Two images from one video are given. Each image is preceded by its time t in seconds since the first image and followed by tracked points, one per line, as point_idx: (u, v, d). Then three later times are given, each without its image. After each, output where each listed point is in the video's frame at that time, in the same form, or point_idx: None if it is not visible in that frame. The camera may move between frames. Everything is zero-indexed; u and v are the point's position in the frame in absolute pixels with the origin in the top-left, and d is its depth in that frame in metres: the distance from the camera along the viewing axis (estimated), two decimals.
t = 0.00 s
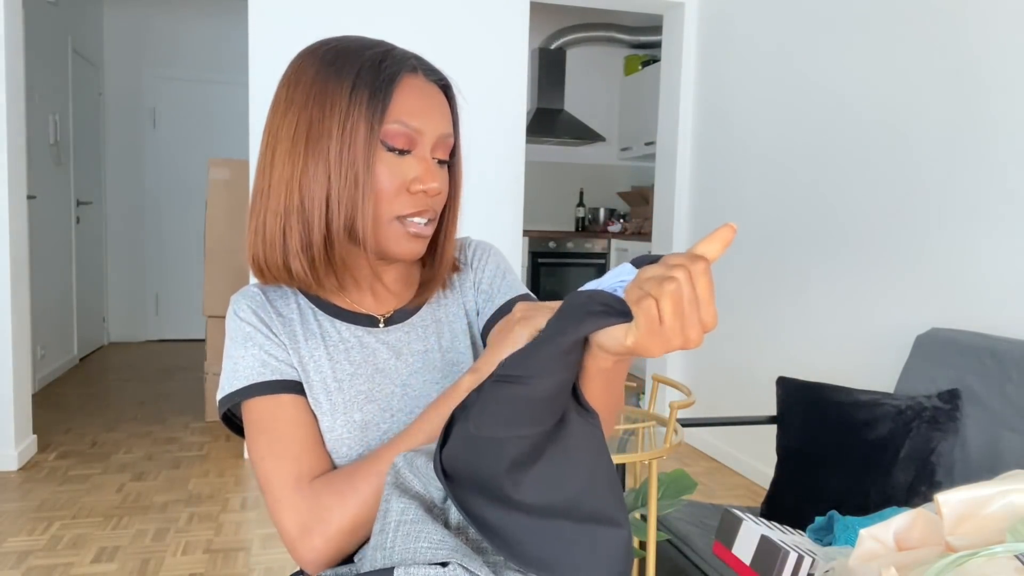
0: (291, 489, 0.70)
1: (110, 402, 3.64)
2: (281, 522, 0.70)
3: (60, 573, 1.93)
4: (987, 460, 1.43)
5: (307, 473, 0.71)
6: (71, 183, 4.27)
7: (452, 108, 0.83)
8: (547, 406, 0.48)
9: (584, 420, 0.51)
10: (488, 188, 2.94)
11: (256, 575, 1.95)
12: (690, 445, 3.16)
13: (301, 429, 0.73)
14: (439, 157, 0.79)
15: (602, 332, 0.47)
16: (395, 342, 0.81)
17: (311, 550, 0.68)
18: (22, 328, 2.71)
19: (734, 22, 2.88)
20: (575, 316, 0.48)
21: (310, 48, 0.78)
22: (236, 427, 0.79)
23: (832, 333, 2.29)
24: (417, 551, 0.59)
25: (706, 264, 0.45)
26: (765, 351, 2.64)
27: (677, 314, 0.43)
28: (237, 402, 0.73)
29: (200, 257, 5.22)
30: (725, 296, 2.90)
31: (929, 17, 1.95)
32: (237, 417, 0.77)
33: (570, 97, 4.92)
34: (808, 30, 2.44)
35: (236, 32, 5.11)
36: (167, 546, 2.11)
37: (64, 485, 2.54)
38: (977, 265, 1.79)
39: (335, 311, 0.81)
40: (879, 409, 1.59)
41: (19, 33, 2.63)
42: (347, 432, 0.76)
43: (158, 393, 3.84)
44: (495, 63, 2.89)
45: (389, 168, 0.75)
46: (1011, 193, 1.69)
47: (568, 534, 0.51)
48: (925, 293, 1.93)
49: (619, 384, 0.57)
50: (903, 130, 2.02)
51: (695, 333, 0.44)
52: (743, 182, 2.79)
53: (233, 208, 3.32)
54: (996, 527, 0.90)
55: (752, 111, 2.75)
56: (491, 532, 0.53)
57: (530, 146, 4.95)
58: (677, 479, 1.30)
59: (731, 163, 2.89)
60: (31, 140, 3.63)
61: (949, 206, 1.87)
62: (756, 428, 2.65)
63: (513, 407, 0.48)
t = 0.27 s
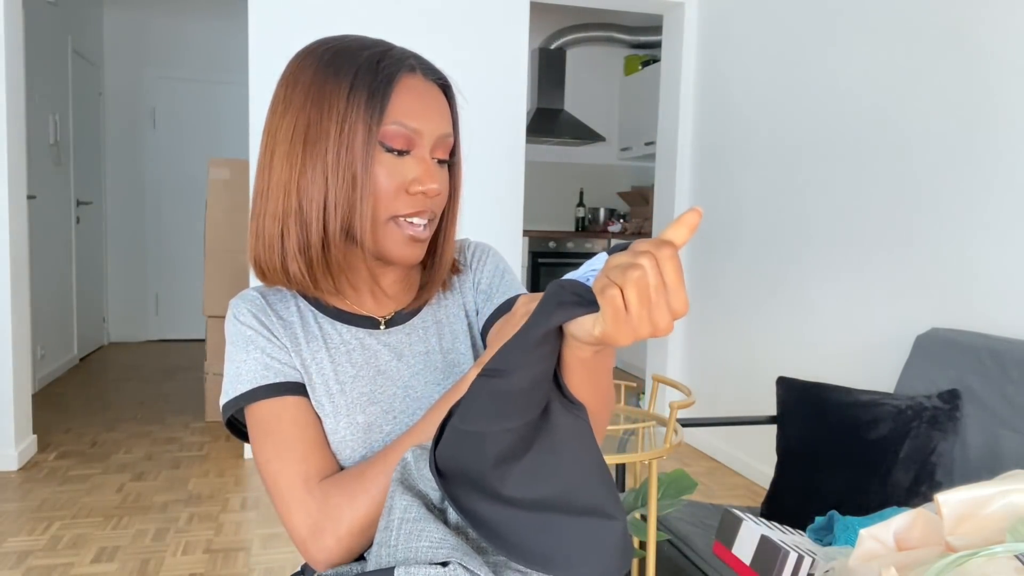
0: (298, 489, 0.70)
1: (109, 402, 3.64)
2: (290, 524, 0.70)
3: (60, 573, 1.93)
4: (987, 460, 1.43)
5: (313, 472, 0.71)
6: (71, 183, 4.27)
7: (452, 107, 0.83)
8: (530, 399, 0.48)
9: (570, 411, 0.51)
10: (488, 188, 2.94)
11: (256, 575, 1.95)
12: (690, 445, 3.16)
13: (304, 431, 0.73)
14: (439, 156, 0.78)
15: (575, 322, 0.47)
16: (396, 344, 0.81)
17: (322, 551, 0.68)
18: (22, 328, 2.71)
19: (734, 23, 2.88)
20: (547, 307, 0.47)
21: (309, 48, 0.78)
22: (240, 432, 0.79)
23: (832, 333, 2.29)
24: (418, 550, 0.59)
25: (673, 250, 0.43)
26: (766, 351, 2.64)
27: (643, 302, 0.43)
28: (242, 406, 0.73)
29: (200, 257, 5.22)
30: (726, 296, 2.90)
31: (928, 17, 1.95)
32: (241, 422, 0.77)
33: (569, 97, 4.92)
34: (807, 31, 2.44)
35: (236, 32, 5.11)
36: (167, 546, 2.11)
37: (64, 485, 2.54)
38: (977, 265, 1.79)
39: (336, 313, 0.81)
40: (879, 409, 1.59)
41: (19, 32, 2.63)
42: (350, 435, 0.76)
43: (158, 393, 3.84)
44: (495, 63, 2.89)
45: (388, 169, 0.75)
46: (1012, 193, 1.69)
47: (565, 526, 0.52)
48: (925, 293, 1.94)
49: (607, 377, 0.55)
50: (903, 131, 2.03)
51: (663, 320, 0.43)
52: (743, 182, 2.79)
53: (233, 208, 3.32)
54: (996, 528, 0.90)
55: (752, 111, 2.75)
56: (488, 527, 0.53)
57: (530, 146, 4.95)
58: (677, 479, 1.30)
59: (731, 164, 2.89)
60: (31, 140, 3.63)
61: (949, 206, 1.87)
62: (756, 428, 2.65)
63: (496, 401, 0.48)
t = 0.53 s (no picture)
0: (300, 491, 0.70)
1: (109, 402, 3.64)
2: (293, 526, 0.70)
3: (60, 573, 1.93)
4: (987, 460, 1.43)
5: (314, 474, 0.71)
6: (71, 183, 4.27)
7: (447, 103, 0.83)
8: (522, 392, 0.49)
9: (561, 407, 0.51)
10: (488, 188, 2.94)
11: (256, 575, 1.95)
12: (690, 445, 3.16)
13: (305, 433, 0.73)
14: (434, 153, 0.78)
15: (562, 314, 0.47)
16: (395, 345, 0.81)
17: (325, 552, 0.68)
18: (22, 328, 2.71)
19: (734, 23, 2.88)
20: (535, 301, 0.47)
21: (304, 47, 0.78)
22: (241, 436, 0.79)
23: (832, 333, 2.29)
24: (417, 550, 0.59)
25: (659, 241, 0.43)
26: (766, 351, 2.64)
27: (628, 291, 0.43)
28: (242, 410, 0.73)
29: (200, 257, 5.22)
30: (726, 295, 2.90)
31: (928, 17, 1.95)
32: (241, 426, 0.77)
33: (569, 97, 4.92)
34: (807, 30, 2.44)
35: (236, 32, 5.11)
36: (167, 546, 2.11)
37: (64, 485, 2.54)
38: (977, 265, 1.79)
39: (334, 315, 0.81)
40: (879, 409, 1.59)
41: (19, 32, 2.63)
42: (350, 436, 0.76)
43: (158, 393, 3.84)
44: (495, 63, 2.89)
45: (383, 165, 0.75)
46: (1012, 194, 1.69)
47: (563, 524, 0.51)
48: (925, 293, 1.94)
49: (600, 371, 0.55)
50: (903, 131, 2.02)
51: (650, 312, 0.43)
52: (743, 182, 2.79)
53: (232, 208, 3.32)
54: (996, 528, 0.90)
55: (752, 111, 2.75)
56: (484, 526, 0.53)
57: (530, 146, 4.95)
58: (677, 478, 1.30)
59: (731, 164, 2.89)
60: (31, 140, 3.63)
61: (949, 206, 1.87)
62: (756, 428, 2.65)
63: (487, 395, 0.48)
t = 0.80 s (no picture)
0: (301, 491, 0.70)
1: (109, 402, 3.64)
2: (294, 525, 0.70)
3: (61, 573, 1.93)
4: (987, 460, 1.43)
5: (313, 474, 0.71)
6: (71, 183, 4.27)
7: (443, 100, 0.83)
8: (516, 387, 0.49)
9: (555, 403, 0.51)
10: (488, 188, 2.94)
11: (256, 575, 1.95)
12: (690, 445, 3.16)
13: (304, 433, 0.73)
14: (431, 149, 0.78)
15: (553, 308, 0.47)
16: (394, 345, 0.81)
17: (326, 552, 0.68)
18: (22, 328, 2.71)
19: (734, 23, 2.88)
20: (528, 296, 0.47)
21: (300, 47, 0.79)
22: (242, 437, 0.79)
23: (832, 333, 2.29)
24: (417, 550, 0.59)
25: (648, 234, 0.43)
26: (766, 351, 2.64)
27: (618, 285, 0.43)
28: (242, 411, 0.73)
29: (200, 256, 5.22)
30: (726, 295, 2.90)
31: (928, 17, 1.95)
32: (242, 427, 0.77)
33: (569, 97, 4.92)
34: (807, 30, 2.45)
35: (236, 32, 5.11)
36: (167, 546, 2.11)
37: (64, 485, 2.54)
38: (977, 265, 1.79)
39: (333, 316, 0.81)
40: (879, 409, 1.59)
41: (19, 33, 2.63)
42: (350, 436, 0.76)
43: (159, 393, 3.84)
44: (495, 63, 2.89)
45: (379, 161, 0.75)
46: (1012, 194, 1.69)
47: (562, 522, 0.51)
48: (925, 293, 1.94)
49: (595, 367, 0.55)
50: (903, 131, 2.03)
51: (639, 305, 0.43)
52: (743, 182, 2.79)
53: (232, 208, 3.32)
54: (996, 528, 0.90)
55: (752, 111, 2.75)
56: (481, 523, 0.53)
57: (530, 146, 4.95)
58: (678, 478, 1.30)
59: (731, 164, 2.89)
60: (31, 140, 3.63)
61: (949, 206, 1.87)
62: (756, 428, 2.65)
63: (483, 391, 0.49)
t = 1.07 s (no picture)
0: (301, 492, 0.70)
1: (109, 402, 3.64)
2: (294, 525, 0.70)
3: (61, 573, 1.93)
4: (987, 460, 1.43)
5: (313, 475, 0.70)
6: (71, 183, 4.27)
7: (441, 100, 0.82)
8: (516, 387, 0.48)
9: (555, 403, 0.50)
10: (488, 188, 2.94)
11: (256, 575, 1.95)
12: (690, 445, 3.16)
13: (302, 433, 0.73)
14: (429, 149, 0.78)
15: (552, 308, 0.47)
16: (392, 345, 0.81)
17: (326, 551, 0.68)
18: (22, 328, 2.71)
19: (734, 23, 2.88)
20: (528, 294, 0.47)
21: (299, 49, 0.79)
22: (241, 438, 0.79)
23: (832, 333, 2.29)
24: (417, 552, 0.59)
25: (648, 232, 0.43)
26: (766, 350, 2.64)
27: (617, 284, 0.43)
28: (241, 411, 0.73)
29: (200, 257, 5.23)
30: (726, 295, 2.90)
31: (929, 17, 1.95)
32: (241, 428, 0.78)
33: (569, 97, 4.92)
34: (807, 30, 2.44)
35: (237, 32, 5.11)
36: (167, 546, 2.11)
37: (64, 485, 2.54)
38: (977, 265, 1.79)
39: (331, 317, 0.81)
40: (879, 409, 1.59)
41: (19, 33, 2.63)
42: (349, 436, 0.76)
43: (158, 393, 3.84)
44: (494, 63, 2.89)
45: (376, 161, 0.75)
46: (1013, 194, 1.69)
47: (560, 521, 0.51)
48: (925, 293, 1.94)
49: (594, 368, 0.55)
50: (903, 130, 2.02)
51: (639, 304, 0.43)
52: (743, 182, 2.79)
53: (233, 208, 3.32)
54: (996, 528, 0.90)
55: (752, 111, 2.75)
56: (480, 524, 0.53)
57: (530, 146, 4.95)
58: (678, 478, 1.30)
59: (731, 163, 2.89)
60: (31, 140, 3.63)
61: (949, 206, 1.87)
62: (756, 428, 2.65)
63: (483, 392, 0.49)
